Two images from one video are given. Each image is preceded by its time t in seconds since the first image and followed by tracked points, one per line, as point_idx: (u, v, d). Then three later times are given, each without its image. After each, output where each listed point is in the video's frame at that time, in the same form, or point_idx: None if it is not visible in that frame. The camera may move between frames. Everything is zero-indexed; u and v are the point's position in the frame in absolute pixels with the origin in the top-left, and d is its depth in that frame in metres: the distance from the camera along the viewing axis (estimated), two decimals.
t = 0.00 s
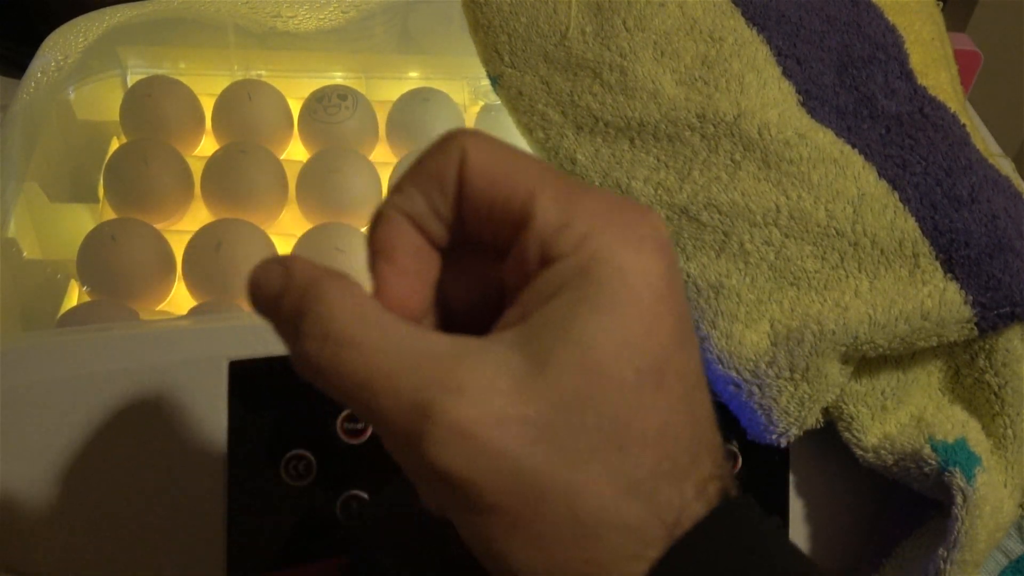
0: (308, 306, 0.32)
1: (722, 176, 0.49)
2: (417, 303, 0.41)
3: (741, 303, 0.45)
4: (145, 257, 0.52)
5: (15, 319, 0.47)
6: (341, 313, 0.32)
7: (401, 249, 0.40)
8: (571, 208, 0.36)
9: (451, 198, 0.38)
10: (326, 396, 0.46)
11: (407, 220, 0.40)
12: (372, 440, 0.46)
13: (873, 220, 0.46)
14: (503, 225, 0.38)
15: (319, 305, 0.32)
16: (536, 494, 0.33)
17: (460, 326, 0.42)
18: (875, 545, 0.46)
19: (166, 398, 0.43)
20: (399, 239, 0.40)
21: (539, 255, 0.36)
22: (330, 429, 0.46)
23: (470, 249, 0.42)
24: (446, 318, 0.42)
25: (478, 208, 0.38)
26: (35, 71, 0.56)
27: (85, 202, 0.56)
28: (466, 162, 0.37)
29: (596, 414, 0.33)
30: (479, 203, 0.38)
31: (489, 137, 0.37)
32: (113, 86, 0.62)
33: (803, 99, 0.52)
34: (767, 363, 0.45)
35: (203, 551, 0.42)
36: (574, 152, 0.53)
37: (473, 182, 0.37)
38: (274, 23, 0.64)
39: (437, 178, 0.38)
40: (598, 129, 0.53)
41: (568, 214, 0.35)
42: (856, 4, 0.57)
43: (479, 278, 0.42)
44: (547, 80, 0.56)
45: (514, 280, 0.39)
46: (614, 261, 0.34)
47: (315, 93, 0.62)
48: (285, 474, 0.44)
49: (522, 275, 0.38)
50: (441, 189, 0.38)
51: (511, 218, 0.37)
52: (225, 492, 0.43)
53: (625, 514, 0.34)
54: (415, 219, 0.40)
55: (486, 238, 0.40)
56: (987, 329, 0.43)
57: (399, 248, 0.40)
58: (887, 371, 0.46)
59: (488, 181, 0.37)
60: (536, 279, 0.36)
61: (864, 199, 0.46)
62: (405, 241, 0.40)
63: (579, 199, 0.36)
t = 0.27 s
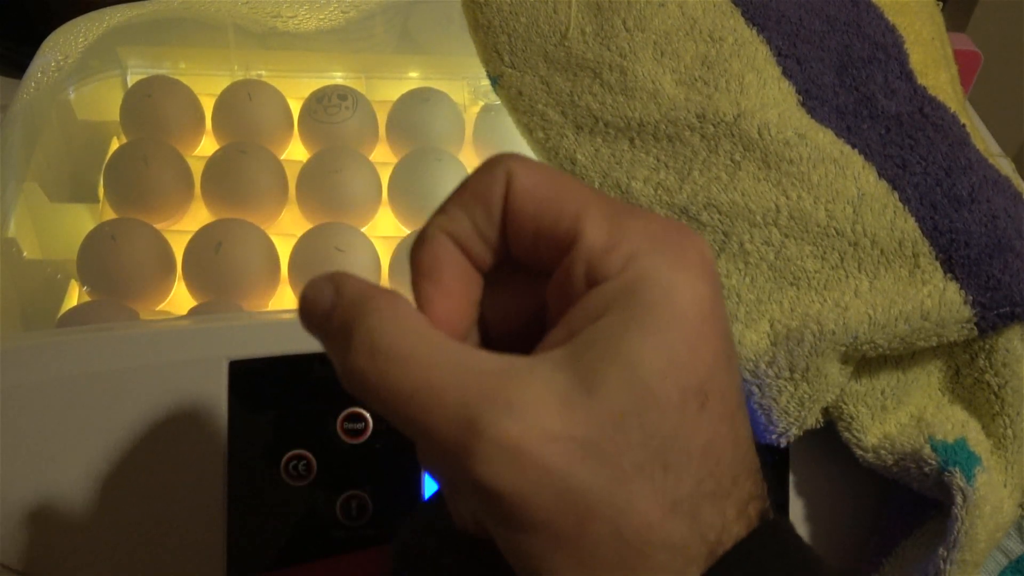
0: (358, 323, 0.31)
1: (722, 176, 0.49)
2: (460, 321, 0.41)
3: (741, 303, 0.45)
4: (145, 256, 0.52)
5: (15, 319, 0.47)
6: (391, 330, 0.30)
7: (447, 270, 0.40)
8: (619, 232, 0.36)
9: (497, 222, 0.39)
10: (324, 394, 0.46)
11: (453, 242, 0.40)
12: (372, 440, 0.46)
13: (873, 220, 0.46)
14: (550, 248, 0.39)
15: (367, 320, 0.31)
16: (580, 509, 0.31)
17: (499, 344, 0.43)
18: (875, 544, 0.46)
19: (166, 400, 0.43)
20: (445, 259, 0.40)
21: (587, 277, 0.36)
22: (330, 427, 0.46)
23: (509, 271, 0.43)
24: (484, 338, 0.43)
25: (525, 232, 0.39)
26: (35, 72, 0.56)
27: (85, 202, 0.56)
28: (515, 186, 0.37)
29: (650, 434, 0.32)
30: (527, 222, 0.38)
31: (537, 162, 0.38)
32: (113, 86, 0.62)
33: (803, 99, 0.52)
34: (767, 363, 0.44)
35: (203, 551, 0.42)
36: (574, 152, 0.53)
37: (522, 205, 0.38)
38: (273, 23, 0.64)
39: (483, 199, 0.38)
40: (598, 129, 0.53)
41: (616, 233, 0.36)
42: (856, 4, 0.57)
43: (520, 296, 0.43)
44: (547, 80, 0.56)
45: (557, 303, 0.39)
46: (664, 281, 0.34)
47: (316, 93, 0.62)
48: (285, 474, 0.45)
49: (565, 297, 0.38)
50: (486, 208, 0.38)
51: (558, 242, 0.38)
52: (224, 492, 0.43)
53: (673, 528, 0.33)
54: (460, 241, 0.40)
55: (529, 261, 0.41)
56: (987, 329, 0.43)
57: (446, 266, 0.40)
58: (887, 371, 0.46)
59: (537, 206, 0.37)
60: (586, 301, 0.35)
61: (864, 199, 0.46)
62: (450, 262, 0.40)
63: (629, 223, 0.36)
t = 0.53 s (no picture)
0: (358, 327, 0.31)
1: (722, 176, 0.49)
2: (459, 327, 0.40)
3: (741, 303, 0.45)
4: (145, 257, 0.52)
5: (15, 319, 0.47)
6: (392, 335, 0.31)
7: (445, 278, 0.39)
8: (616, 237, 0.36)
9: (494, 229, 0.39)
10: (324, 395, 0.46)
11: (451, 250, 0.40)
12: (372, 439, 0.46)
13: (873, 220, 0.46)
14: (548, 255, 0.38)
15: (365, 328, 0.31)
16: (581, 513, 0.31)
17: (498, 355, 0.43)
18: (875, 544, 0.46)
19: (166, 400, 0.43)
20: (443, 267, 0.39)
21: (583, 281, 0.36)
22: (331, 427, 0.46)
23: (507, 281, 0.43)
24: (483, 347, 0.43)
25: (523, 239, 0.38)
26: (35, 72, 0.56)
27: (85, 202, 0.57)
28: (512, 193, 0.37)
29: (650, 435, 0.32)
30: (524, 228, 0.38)
31: (533, 170, 0.38)
32: (113, 86, 0.62)
33: (803, 99, 0.52)
34: (767, 363, 0.44)
35: (204, 551, 0.42)
36: (574, 152, 0.53)
37: (519, 211, 0.38)
38: (274, 23, 0.64)
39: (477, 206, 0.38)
40: (598, 129, 0.53)
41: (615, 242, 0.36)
42: (856, 4, 0.57)
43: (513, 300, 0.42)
44: (547, 80, 0.56)
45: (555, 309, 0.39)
46: (662, 281, 0.34)
47: (316, 93, 0.62)
48: (285, 474, 0.44)
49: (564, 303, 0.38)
50: (482, 215, 0.38)
51: (556, 248, 0.38)
52: (225, 493, 0.43)
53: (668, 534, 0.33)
54: (458, 250, 0.40)
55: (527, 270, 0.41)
56: (987, 328, 0.43)
57: (442, 273, 0.39)
58: (887, 371, 0.46)
59: (535, 212, 0.37)
60: (583, 308, 0.35)
61: (864, 199, 0.46)
62: (447, 270, 0.40)
63: (625, 227, 0.36)
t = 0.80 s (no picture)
0: (332, 333, 0.31)
1: (722, 176, 0.49)
2: (437, 329, 0.40)
3: (741, 303, 0.45)
4: (145, 257, 0.52)
5: (15, 319, 0.47)
6: (365, 339, 0.31)
7: (422, 281, 0.40)
8: (595, 237, 0.36)
9: (472, 230, 0.39)
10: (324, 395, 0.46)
11: (428, 251, 0.40)
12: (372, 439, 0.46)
13: (873, 220, 0.46)
14: (527, 255, 0.38)
15: (341, 333, 0.31)
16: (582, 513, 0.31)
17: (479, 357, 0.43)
18: (875, 544, 0.47)
19: (166, 400, 0.43)
20: (421, 269, 0.40)
21: (562, 283, 0.36)
22: (331, 427, 0.46)
23: (488, 282, 0.42)
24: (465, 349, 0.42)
25: (503, 239, 0.38)
26: (35, 72, 0.55)
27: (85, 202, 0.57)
28: (490, 195, 0.37)
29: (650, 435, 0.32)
30: (502, 230, 0.38)
31: (511, 170, 0.38)
32: (113, 86, 0.62)
33: (803, 99, 0.52)
34: (767, 363, 0.45)
35: (204, 551, 0.42)
36: (574, 152, 0.53)
37: (497, 213, 0.37)
38: (274, 23, 0.64)
39: (453, 209, 0.38)
40: (598, 129, 0.53)
41: (593, 243, 0.35)
42: (856, 4, 0.57)
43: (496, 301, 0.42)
44: (547, 80, 0.56)
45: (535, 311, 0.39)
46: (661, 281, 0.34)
47: (316, 93, 0.62)
48: (286, 474, 0.44)
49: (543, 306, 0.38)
50: (460, 218, 0.38)
51: (535, 248, 0.37)
52: (225, 493, 0.43)
53: (648, 534, 0.34)
54: (436, 251, 0.40)
55: (507, 271, 0.40)
56: (987, 328, 0.43)
57: (420, 276, 0.40)
58: (887, 371, 0.46)
59: (513, 214, 0.37)
60: (562, 310, 0.34)
61: (864, 199, 0.46)
62: (426, 273, 0.40)
63: (605, 227, 0.36)
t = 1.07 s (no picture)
0: (312, 348, 0.32)
1: (722, 176, 0.49)
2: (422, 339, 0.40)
3: (741, 303, 0.45)
4: (145, 257, 0.52)
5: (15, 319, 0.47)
6: (345, 356, 0.31)
7: (407, 292, 0.40)
8: (573, 247, 0.35)
9: (454, 238, 0.39)
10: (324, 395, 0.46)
11: (411, 260, 0.40)
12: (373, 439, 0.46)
13: (873, 220, 0.46)
14: (507, 265, 0.38)
15: (323, 347, 0.31)
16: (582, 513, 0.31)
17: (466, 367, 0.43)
18: (875, 544, 0.47)
19: (166, 400, 0.43)
20: (403, 279, 0.40)
21: (541, 295, 0.36)
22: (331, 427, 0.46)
23: (476, 291, 0.42)
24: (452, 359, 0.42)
25: (482, 250, 0.38)
26: (35, 72, 0.55)
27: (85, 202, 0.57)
28: (471, 205, 0.37)
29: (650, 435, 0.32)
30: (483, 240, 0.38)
31: (492, 179, 0.38)
32: (113, 86, 0.62)
33: (803, 99, 0.52)
34: (767, 363, 0.45)
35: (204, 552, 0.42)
36: (574, 152, 0.53)
37: (478, 223, 0.37)
38: (273, 23, 0.64)
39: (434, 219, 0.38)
40: (598, 129, 0.53)
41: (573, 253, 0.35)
42: (856, 4, 0.57)
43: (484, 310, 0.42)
44: (547, 80, 0.56)
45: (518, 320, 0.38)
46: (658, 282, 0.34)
47: (316, 93, 0.62)
48: (286, 474, 0.44)
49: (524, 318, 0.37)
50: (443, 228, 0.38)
51: (514, 259, 0.37)
52: (226, 493, 0.43)
53: (636, 543, 0.34)
54: (418, 259, 0.40)
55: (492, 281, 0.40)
56: (987, 328, 0.43)
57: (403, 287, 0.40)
58: (887, 371, 0.46)
59: (494, 224, 0.37)
60: (541, 321, 0.35)
61: (865, 198, 0.46)
62: (410, 283, 0.40)
63: (583, 237, 0.36)
